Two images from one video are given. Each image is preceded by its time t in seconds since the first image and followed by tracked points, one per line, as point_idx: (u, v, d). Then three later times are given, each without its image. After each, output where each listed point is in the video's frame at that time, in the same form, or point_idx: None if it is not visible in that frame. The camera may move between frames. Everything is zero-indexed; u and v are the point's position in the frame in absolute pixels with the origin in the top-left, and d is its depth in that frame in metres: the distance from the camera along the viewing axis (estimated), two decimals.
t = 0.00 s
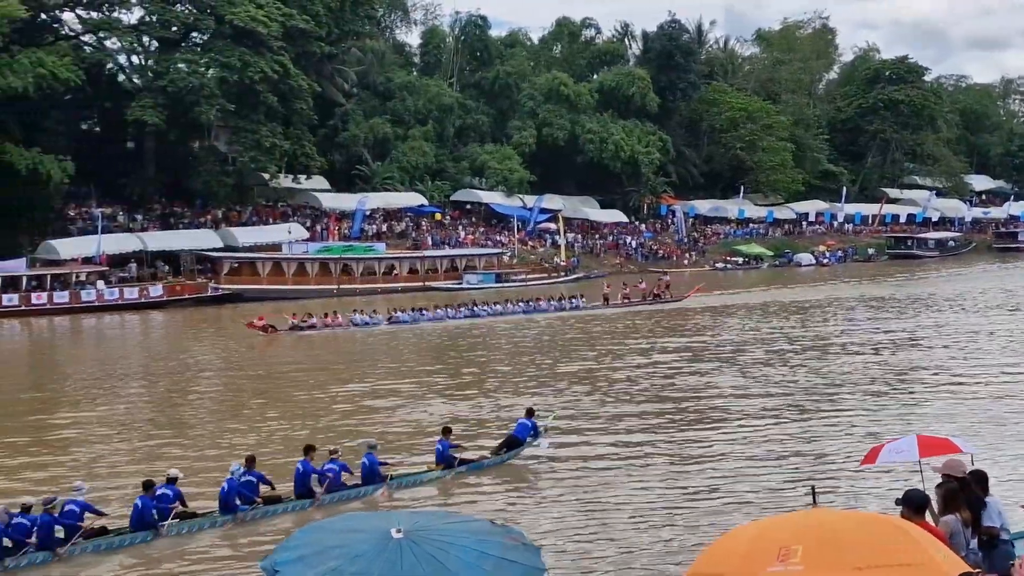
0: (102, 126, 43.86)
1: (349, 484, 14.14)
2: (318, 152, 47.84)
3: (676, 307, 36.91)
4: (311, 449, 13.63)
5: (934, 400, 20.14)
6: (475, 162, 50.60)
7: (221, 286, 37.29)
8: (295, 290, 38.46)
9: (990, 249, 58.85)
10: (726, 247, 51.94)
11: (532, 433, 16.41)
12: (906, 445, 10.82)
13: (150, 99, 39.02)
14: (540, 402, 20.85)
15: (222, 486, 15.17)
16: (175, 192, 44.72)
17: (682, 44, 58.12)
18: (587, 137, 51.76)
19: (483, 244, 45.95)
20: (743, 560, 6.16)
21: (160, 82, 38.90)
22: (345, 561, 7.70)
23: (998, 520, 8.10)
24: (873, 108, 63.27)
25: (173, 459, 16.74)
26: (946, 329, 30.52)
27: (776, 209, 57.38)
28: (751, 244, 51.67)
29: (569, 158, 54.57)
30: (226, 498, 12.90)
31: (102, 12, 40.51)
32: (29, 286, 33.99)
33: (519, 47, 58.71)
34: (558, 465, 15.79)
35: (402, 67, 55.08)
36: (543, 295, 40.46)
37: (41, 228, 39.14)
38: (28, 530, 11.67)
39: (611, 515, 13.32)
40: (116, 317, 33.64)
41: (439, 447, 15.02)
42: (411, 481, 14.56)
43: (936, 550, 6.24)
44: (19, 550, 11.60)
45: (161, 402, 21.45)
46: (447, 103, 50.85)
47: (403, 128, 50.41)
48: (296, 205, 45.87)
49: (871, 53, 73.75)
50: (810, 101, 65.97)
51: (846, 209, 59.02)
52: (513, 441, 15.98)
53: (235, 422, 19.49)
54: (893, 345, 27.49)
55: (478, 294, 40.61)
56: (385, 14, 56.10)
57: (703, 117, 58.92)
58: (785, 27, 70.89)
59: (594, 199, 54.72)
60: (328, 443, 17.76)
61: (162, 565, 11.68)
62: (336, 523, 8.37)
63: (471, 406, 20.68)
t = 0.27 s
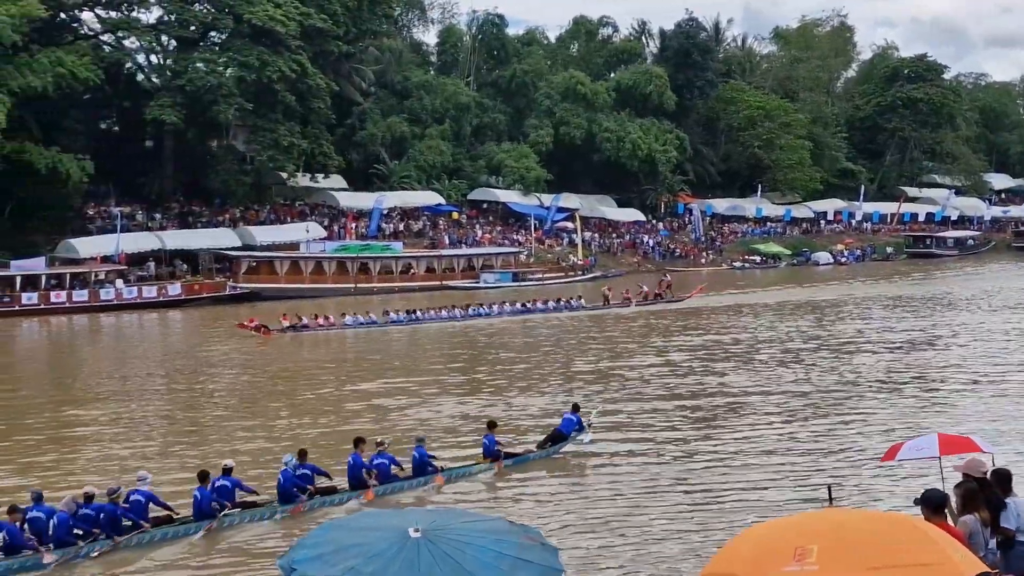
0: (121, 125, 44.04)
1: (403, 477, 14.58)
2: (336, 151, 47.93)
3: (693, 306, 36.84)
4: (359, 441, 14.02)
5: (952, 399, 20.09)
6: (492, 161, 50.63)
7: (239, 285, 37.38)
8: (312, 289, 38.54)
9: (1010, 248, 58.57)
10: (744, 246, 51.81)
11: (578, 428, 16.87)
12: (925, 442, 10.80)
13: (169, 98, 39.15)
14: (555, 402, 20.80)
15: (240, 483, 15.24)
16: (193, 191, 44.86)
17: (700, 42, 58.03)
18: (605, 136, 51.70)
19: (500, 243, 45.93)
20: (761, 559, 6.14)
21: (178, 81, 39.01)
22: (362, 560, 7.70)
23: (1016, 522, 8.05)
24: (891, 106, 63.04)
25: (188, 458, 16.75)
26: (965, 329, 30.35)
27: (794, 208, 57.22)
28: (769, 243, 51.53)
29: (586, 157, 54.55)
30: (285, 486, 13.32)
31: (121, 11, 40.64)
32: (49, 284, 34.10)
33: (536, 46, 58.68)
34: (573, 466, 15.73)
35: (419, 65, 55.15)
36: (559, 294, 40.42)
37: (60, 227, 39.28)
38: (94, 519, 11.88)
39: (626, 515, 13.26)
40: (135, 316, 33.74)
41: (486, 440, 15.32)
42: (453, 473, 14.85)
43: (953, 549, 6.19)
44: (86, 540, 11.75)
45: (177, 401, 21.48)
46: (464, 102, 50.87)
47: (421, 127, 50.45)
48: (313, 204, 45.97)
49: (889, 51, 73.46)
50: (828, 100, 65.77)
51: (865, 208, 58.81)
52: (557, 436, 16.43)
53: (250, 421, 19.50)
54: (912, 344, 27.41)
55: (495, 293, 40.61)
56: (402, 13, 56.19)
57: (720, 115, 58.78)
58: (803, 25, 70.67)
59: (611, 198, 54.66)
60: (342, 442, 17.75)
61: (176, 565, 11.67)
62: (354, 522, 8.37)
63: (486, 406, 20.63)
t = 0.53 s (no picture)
0: (133, 125, 44.17)
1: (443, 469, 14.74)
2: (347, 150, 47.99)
3: (705, 305, 36.77)
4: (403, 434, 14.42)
5: (965, 398, 20.07)
6: (503, 160, 50.67)
7: (251, 285, 37.46)
8: (324, 288, 38.61)
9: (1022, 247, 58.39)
10: (755, 245, 51.71)
11: (613, 423, 16.93)
12: (940, 440, 10.78)
13: (180, 98, 39.21)
14: (565, 401, 20.77)
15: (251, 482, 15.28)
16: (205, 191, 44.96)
17: (711, 41, 58.00)
18: (616, 135, 51.66)
19: (511, 242, 45.92)
20: (772, 560, 6.12)
21: (190, 80, 39.09)
22: (374, 559, 7.72)
23: None
24: (904, 105, 62.88)
25: (198, 457, 16.77)
26: (977, 328, 30.24)
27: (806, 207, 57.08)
28: (781, 242, 51.43)
29: (597, 155, 54.54)
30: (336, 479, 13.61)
31: (133, 11, 40.74)
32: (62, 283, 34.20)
33: (547, 45, 58.66)
34: (583, 466, 15.70)
35: (431, 65, 55.18)
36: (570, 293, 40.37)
37: (72, 226, 39.40)
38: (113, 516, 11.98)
39: (636, 516, 13.23)
40: (147, 315, 33.80)
41: (527, 436, 15.70)
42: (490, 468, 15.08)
43: (966, 549, 6.16)
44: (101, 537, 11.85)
45: (188, 399, 21.53)
46: (475, 101, 50.90)
47: (432, 126, 50.47)
48: (325, 204, 46.03)
49: (901, 49, 73.29)
50: (840, 99, 65.61)
51: (877, 207, 58.67)
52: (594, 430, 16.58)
53: (261, 419, 19.52)
54: (924, 344, 27.37)
55: (506, 292, 40.61)
56: (413, 12, 56.23)
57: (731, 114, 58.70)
58: (815, 23, 70.52)
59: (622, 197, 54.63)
60: (352, 441, 17.75)
61: (186, 564, 11.69)
62: (366, 521, 8.39)
63: (496, 405, 20.62)
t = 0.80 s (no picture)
0: (143, 124, 44.24)
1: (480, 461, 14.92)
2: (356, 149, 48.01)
3: (715, 304, 36.74)
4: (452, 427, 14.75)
5: (976, 397, 20.06)
6: (513, 159, 50.72)
7: (260, 283, 37.49)
8: (333, 287, 38.63)
9: None
10: (764, 244, 51.65)
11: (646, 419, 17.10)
12: (950, 439, 10.79)
13: (190, 97, 39.27)
14: (573, 401, 20.71)
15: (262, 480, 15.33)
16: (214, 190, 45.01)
17: (720, 40, 58.01)
18: (625, 134, 51.63)
19: (520, 241, 45.89)
20: (782, 560, 6.11)
21: (200, 79, 39.12)
22: (383, 558, 7.71)
23: None
24: (914, 104, 62.77)
25: (205, 456, 16.77)
26: (988, 328, 30.12)
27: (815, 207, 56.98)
28: (790, 241, 51.37)
29: (606, 154, 54.54)
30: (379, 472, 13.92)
31: (143, 10, 40.79)
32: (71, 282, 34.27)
33: (556, 44, 58.67)
34: (590, 465, 15.68)
35: (439, 64, 55.18)
36: (579, 292, 40.36)
37: (82, 225, 39.47)
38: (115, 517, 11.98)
39: (643, 516, 13.18)
40: (156, 313, 33.86)
41: (564, 430, 15.92)
42: (529, 461, 15.30)
43: (977, 548, 6.12)
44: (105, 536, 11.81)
45: (195, 398, 21.52)
46: (484, 100, 50.93)
47: (441, 125, 50.51)
48: (334, 202, 46.08)
49: (912, 48, 73.15)
50: (849, 97, 65.46)
51: (887, 206, 58.58)
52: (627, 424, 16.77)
53: (267, 418, 19.49)
54: (935, 343, 27.35)
55: (515, 291, 40.59)
56: (422, 11, 56.25)
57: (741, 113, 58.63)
58: (825, 22, 70.41)
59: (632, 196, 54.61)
60: (358, 440, 17.72)
61: (193, 564, 11.69)
62: (374, 519, 8.38)
63: (507, 403, 20.66)
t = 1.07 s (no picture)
0: (151, 123, 44.31)
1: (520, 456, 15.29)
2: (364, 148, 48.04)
3: (724, 304, 36.70)
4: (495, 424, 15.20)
5: (986, 396, 20.05)
6: (521, 158, 50.75)
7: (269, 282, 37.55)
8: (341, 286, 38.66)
9: None
10: (772, 243, 51.58)
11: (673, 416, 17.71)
12: (960, 438, 10.80)
13: (198, 96, 39.32)
14: (580, 400, 20.67)
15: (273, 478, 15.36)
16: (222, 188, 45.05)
17: (728, 39, 58.03)
18: (633, 133, 51.60)
19: (527, 240, 45.88)
20: (790, 559, 6.09)
21: (208, 79, 39.17)
22: (390, 556, 7.72)
23: None
24: (922, 103, 62.66)
25: (211, 455, 16.74)
26: (997, 327, 30.02)
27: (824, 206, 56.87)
28: (798, 240, 51.30)
29: (614, 153, 54.53)
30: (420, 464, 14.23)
31: (152, 10, 40.86)
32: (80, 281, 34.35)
33: (564, 43, 58.67)
34: (601, 463, 15.70)
35: (447, 63, 55.21)
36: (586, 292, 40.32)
37: (90, 224, 39.51)
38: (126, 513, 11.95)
39: (649, 516, 13.12)
40: (164, 312, 33.88)
41: (600, 424, 16.24)
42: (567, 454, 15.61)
43: (985, 549, 6.09)
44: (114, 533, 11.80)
45: (202, 397, 21.51)
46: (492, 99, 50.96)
47: (449, 124, 50.55)
48: (342, 201, 46.12)
49: (920, 47, 73.03)
50: (858, 96, 65.35)
51: (896, 205, 58.47)
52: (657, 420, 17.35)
53: (274, 417, 19.48)
54: (945, 342, 27.34)
55: (524, 290, 40.59)
56: (430, 10, 56.29)
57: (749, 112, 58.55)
58: (833, 21, 70.32)
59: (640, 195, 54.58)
60: (365, 439, 17.68)
61: (200, 564, 11.67)
62: (383, 518, 8.39)
63: (517, 402, 20.68)
